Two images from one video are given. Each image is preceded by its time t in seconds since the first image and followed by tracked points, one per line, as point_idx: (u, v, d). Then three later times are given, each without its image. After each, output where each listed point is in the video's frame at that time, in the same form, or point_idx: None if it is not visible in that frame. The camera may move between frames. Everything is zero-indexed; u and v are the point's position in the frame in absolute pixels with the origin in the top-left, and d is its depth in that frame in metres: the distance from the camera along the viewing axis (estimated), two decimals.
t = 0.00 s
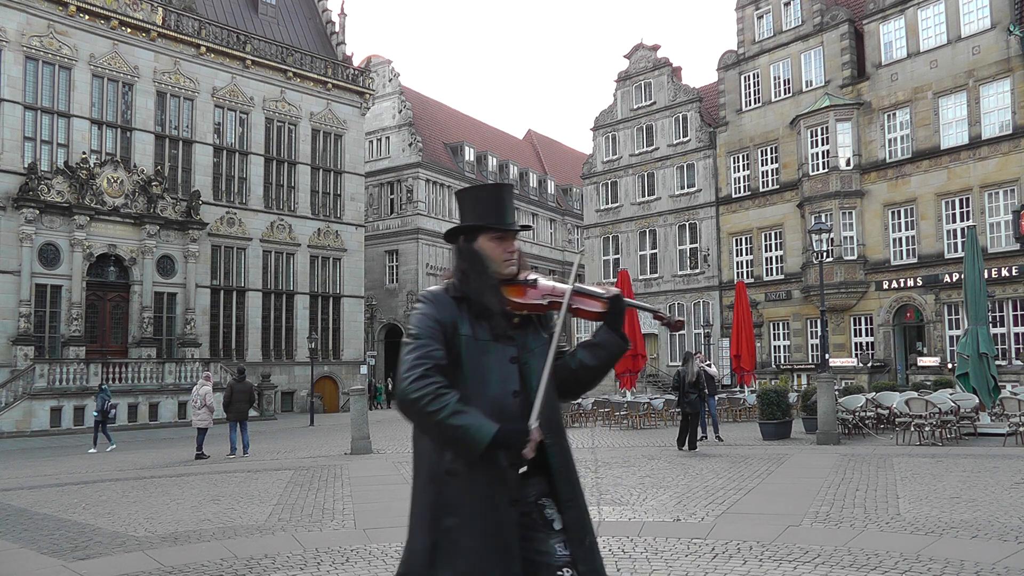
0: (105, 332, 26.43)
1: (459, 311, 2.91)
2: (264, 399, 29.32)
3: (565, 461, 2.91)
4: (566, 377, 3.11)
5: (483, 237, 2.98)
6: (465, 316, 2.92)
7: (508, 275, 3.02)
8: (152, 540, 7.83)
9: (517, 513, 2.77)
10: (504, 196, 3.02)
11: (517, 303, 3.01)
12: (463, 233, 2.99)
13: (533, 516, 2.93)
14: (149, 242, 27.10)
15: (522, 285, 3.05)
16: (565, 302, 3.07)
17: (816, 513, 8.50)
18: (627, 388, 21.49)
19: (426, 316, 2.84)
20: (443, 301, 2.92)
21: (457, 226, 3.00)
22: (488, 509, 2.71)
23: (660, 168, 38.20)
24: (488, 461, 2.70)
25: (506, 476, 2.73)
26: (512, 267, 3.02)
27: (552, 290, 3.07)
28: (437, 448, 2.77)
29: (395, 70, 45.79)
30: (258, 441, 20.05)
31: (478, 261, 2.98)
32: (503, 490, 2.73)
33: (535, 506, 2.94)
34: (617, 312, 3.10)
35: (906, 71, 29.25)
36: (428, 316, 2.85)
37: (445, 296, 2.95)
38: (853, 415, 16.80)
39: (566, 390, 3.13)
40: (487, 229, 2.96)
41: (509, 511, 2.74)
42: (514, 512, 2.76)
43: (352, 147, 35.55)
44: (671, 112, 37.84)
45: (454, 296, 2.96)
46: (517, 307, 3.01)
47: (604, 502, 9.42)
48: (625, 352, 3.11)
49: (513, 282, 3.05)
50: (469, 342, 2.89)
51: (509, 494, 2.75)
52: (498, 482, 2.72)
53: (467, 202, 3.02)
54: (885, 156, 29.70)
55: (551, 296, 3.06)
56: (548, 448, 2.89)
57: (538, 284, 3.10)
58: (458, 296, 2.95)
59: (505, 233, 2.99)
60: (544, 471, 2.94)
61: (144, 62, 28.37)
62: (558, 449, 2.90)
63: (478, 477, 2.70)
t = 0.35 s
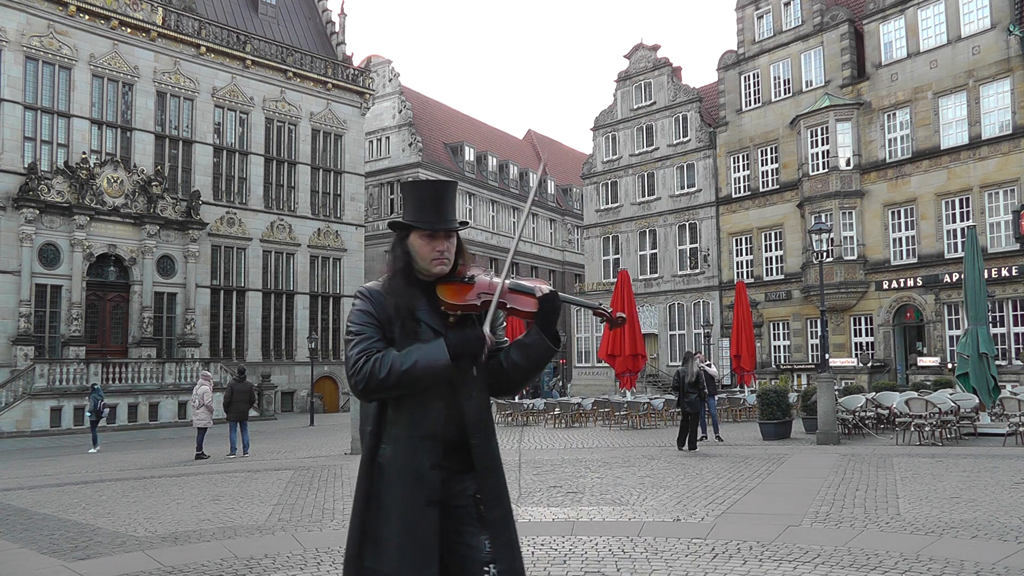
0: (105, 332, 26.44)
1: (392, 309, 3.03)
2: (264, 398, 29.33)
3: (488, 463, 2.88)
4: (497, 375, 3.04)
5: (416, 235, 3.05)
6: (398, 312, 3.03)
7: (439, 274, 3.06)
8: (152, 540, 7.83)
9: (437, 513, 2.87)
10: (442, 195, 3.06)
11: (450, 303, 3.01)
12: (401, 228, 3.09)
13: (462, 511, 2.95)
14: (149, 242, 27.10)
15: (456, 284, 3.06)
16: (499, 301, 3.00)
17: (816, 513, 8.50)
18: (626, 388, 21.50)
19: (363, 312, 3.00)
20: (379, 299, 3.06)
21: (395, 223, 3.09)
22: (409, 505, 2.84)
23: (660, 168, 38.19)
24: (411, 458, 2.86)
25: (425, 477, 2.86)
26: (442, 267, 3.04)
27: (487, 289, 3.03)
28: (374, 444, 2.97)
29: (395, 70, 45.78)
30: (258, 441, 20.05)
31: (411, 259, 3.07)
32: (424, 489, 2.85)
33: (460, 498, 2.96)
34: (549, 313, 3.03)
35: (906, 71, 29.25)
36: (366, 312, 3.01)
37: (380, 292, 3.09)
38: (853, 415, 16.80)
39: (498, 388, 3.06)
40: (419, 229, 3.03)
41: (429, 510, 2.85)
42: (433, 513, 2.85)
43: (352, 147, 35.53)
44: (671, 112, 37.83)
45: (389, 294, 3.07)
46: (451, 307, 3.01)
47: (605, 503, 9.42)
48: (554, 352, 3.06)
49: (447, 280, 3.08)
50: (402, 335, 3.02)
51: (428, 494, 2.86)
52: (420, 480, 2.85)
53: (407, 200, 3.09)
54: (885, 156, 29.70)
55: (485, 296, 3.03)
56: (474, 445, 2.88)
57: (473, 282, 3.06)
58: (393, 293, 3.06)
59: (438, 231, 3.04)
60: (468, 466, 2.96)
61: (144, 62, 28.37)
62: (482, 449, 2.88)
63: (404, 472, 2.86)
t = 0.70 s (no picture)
0: (105, 332, 26.44)
1: (381, 312, 3.00)
2: (264, 398, 29.32)
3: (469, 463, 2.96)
4: (487, 373, 3.14)
5: (408, 237, 3.07)
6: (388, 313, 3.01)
7: (431, 276, 3.09)
8: (151, 540, 7.83)
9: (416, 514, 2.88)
10: (438, 196, 3.07)
11: (442, 304, 3.09)
12: (395, 229, 3.10)
13: (438, 510, 2.97)
14: (149, 242, 27.11)
15: (447, 285, 3.12)
16: (490, 302, 3.07)
17: (816, 513, 8.50)
18: (626, 388, 21.51)
19: (353, 315, 2.96)
20: (369, 300, 3.02)
21: (389, 223, 3.09)
22: (390, 506, 2.83)
23: (660, 168, 38.21)
24: (395, 457, 2.85)
25: (407, 478, 2.85)
26: (435, 269, 3.07)
27: (476, 291, 3.10)
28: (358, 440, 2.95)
29: (395, 70, 45.77)
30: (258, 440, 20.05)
31: (402, 261, 3.09)
32: (405, 489, 2.84)
33: (438, 498, 2.97)
34: (539, 314, 3.07)
35: (906, 71, 29.26)
36: (356, 314, 2.96)
37: (370, 293, 3.05)
38: (853, 415, 16.81)
39: (487, 386, 3.15)
40: (414, 231, 3.05)
41: (408, 511, 2.85)
42: (412, 514, 2.86)
43: (352, 147, 35.52)
44: (671, 112, 37.82)
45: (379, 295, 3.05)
46: (442, 308, 3.09)
47: (605, 503, 9.42)
48: (544, 355, 3.07)
49: (437, 283, 3.12)
50: (390, 339, 3.00)
51: (408, 495, 2.85)
52: (402, 481, 2.84)
53: (401, 199, 3.11)
54: (885, 156, 29.70)
55: (476, 297, 3.09)
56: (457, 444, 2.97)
57: (466, 283, 3.13)
58: (383, 294, 3.04)
59: (432, 234, 3.06)
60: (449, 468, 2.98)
61: (144, 62, 28.36)
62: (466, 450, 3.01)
63: (387, 474, 2.84)
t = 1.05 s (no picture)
0: (105, 332, 26.44)
1: (404, 308, 2.99)
2: (264, 398, 29.31)
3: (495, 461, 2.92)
4: (506, 372, 3.25)
5: (428, 236, 3.11)
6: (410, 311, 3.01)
7: (450, 276, 3.15)
8: (151, 540, 7.83)
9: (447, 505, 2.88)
10: (456, 197, 3.15)
11: (462, 301, 3.15)
12: (414, 229, 3.13)
13: (462, 504, 2.97)
14: (149, 242, 27.10)
15: (463, 286, 3.20)
16: (507, 304, 3.25)
17: (816, 513, 8.50)
18: (626, 388, 21.53)
19: (377, 311, 2.94)
20: (393, 297, 3.01)
21: (409, 221, 3.13)
22: (424, 501, 2.83)
23: (660, 168, 38.21)
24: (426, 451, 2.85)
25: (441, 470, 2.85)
26: (453, 268, 3.13)
27: (492, 291, 3.22)
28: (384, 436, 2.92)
29: (395, 70, 45.77)
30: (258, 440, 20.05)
31: (419, 260, 3.11)
32: (437, 483, 2.85)
33: (462, 494, 2.97)
34: (553, 312, 3.31)
35: (906, 71, 29.26)
36: (380, 311, 2.94)
37: (392, 290, 3.03)
38: (853, 415, 16.81)
39: (505, 384, 3.27)
40: (436, 230, 3.10)
41: (440, 505, 2.86)
42: (444, 505, 2.87)
43: (352, 147, 35.53)
44: (671, 112, 37.82)
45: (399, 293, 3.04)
46: (462, 307, 3.16)
47: (605, 503, 9.42)
48: (562, 350, 3.31)
49: (455, 283, 3.19)
50: (414, 339, 2.99)
51: (442, 486, 2.86)
52: (434, 476, 2.83)
53: (419, 199, 3.16)
54: (885, 156, 29.70)
55: (494, 297, 3.23)
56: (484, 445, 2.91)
57: (480, 284, 3.25)
58: (404, 291, 3.04)
59: (452, 235, 3.13)
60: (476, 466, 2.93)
61: (144, 62, 28.37)
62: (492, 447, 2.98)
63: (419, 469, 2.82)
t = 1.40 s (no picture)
0: (105, 332, 26.44)
1: (434, 307, 3.12)
2: (264, 398, 29.32)
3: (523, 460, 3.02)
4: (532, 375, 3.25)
5: (456, 242, 3.14)
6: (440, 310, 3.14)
7: (476, 281, 3.20)
8: (152, 540, 7.83)
9: (485, 504, 2.99)
10: (484, 205, 3.18)
11: (486, 305, 3.20)
12: (442, 234, 3.16)
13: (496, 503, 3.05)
14: (149, 242, 27.09)
15: (488, 291, 3.23)
16: (533, 307, 3.17)
17: (815, 513, 8.51)
18: (626, 388, 21.55)
19: (409, 309, 3.04)
20: (422, 298, 3.11)
21: (437, 227, 3.17)
22: (463, 496, 2.95)
23: (660, 168, 38.21)
24: (465, 450, 2.96)
25: (478, 467, 2.97)
26: (479, 275, 3.18)
27: (517, 296, 3.18)
28: (418, 437, 3.02)
29: (395, 70, 45.78)
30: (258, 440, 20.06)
31: (448, 265, 3.16)
32: (475, 479, 2.97)
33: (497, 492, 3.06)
34: (578, 317, 3.25)
35: (906, 71, 29.26)
36: (412, 308, 3.05)
37: (422, 291, 3.13)
38: (853, 415, 16.82)
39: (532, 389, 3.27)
40: (463, 236, 3.13)
41: (481, 502, 2.96)
42: (484, 502, 2.98)
43: (352, 147, 35.53)
44: (671, 112, 37.82)
45: (430, 293, 3.16)
46: (487, 311, 3.21)
47: (604, 503, 9.41)
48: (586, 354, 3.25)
49: (481, 288, 3.23)
50: (446, 334, 3.12)
51: (480, 483, 2.98)
52: (472, 471, 2.96)
53: (448, 206, 3.20)
54: (885, 156, 29.70)
55: (518, 301, 3.18)
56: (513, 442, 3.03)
57: (506, 290, 3.26)
58: (434, 291, 3.15)
59: (479, 241, 3.15)
60: (506, 465, 3.06)
61: (144, 62, 28.37)
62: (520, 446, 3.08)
63: (457, 465, 2.96)
